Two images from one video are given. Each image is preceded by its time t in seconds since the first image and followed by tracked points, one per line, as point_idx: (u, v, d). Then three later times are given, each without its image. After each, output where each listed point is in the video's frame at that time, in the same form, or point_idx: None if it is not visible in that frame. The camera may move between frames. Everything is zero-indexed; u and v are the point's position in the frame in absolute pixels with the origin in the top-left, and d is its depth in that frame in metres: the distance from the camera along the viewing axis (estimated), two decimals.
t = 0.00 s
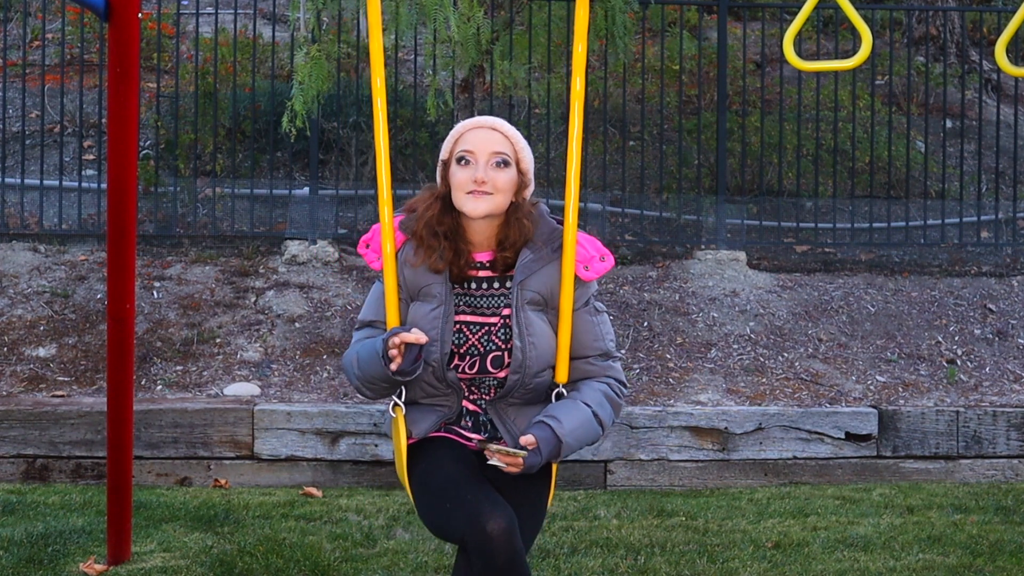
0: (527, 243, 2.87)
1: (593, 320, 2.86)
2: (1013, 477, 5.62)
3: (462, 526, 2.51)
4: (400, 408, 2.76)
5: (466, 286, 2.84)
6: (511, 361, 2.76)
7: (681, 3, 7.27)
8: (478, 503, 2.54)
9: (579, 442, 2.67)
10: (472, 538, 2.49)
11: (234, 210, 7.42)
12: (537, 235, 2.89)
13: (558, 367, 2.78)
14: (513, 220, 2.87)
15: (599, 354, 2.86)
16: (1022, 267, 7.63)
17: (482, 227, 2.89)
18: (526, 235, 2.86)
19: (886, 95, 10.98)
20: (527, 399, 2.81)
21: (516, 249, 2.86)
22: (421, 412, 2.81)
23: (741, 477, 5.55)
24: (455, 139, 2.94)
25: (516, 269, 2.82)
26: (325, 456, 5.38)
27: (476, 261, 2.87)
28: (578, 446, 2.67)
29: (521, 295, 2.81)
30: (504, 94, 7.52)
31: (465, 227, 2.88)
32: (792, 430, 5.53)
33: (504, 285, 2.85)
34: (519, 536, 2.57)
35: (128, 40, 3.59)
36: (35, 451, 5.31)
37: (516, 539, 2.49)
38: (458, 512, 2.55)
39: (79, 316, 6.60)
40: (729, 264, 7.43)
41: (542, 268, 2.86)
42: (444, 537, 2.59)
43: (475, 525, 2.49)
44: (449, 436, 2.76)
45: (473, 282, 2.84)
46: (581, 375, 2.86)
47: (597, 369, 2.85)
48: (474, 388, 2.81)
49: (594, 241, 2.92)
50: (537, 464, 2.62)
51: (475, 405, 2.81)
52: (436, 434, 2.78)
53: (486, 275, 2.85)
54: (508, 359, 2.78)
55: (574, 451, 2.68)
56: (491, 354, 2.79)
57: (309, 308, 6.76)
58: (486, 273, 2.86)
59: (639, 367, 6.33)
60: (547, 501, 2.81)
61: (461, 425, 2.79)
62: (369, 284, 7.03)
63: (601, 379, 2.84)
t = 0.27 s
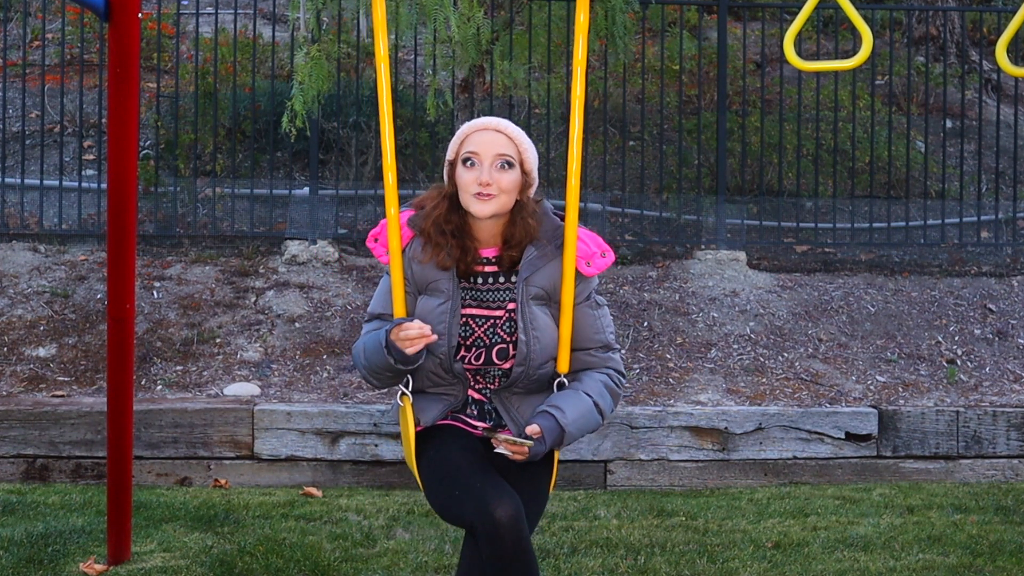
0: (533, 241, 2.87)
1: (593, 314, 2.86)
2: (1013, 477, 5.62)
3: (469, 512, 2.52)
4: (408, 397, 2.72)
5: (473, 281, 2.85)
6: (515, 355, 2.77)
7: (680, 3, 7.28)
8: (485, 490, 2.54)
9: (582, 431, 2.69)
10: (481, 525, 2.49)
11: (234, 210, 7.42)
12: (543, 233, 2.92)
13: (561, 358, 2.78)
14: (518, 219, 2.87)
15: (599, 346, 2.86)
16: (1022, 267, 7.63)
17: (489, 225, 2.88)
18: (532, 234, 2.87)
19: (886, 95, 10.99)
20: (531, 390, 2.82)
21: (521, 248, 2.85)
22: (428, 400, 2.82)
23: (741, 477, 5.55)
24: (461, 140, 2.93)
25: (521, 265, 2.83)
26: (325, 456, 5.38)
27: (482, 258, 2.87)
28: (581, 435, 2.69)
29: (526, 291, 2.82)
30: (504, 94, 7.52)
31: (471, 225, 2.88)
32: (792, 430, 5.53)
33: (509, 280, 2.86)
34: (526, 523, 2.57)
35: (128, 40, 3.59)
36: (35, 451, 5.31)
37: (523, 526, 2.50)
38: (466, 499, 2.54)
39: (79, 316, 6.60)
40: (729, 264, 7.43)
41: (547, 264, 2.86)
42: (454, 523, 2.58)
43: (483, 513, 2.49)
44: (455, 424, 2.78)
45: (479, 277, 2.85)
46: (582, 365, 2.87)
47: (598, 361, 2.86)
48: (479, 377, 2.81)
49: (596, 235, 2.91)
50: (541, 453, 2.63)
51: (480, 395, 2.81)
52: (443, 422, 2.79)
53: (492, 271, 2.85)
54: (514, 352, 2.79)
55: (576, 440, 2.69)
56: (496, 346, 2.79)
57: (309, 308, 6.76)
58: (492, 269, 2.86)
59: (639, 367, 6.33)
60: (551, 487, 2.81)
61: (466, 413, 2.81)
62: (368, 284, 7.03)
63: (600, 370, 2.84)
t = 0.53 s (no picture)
0: (537, 240, 2.87)
1: (594, 314, 2.87)
2: (1013, 477, 5.62)
3: (474, 514, 2.53)
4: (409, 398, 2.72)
5: (473, 280, 2.86)
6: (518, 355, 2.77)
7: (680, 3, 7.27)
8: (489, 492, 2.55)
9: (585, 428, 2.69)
10: (486, 526, 2.50)
11: (234, 210, 7.43)
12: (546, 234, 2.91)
13: (562, 357, 2.78)
14: (521, 220, 2.86)
15: (600, 346, 2.86)
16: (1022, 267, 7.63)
17: (491, 227, 2.88)
18: (536, 234, 2.86)
19: (886, 95, 10.99)
20: (532, 389, 2.82)
21: (525, 248, 2.85)
22: (431, 403, 2.83)
23: (741, 477, 5.55)
24: (461, 139, 2.91)
25: (525, 265, 2.83)
26: (325, 456, 5.38)
27: (482, 256, 2.87)
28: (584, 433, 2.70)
29: (529, 291, 2.82)
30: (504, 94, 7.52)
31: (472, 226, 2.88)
32: (792, 430, 5.53)
33: (511, 278, 2.86)
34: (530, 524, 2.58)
35: (128, 39, 3.59)
36: (35, 451, 5.31)
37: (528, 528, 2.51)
38: (471, 501, 2.55)
39: (79, 316, 6.60)
40: (729, 264, 7.42)
41: (551, 264, 2.87)
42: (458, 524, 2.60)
43: (487, 515, 2.51)
44: (457, 424, 2.79)
45: (480, 276, 2.86)
46: (583, 365, 2.86)
47: (599, 361, 2.85)
48: (480, 376, 2.82)
49: (597, 236, 2.90)
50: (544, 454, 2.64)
51: (481, 394, 2.83)
52: (445, 421, 2.80)
53: (493, 270, 2.86)
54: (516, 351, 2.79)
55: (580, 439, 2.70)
56: (498, 345, 2.80)
57: (309, 308, 6.76)
58: (493, 267, 2.87)
59: (639, 367, 6.33)
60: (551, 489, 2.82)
61: (468, 413, 2.82)
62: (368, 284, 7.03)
63: (601, 370, 2.84)
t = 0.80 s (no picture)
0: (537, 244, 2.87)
1: (597, 321, 2.89)
2: (1013, 477, 5.62)
3: (468, 526, 2.52)
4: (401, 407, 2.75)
5: (469, 286, 2.85)
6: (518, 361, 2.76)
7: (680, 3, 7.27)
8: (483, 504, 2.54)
9: (584, 440, 2.68)
10: (479, 539, 2.49)
11: (234, 210, 7.43)
12: (546, 236, 2.92)
13: (562, 366, 2.79)
14: (520, 222, 2.86)
15: (602, 354, 2.87)
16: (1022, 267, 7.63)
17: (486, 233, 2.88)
18: (537, 237, 2.87)
19: (886, 95, 10.99)
20: (531, 398, 2.81)
21: (525, 251, 2.86)
22: (425, 413, 2.81)
23: (741, 477, 5.55)
24: (454, 143, 2.92)
25: (526, 269, 2.83)
26: (325, 456, 5.38)
27: (477, 261, 2.87)
28: (584, 445, 2.68)
29: (530, 296, 2.82)
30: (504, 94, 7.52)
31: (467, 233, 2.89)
32: (792, 430, 5.53)
33: (510, 285, 2.85)
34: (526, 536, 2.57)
35: (128, 40, 3.59)
36: (35, 451, 5.31)
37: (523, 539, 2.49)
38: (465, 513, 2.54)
39: (79, 316, 6.60)
40: (729, 264, 7.42)
41: (551, 268, 2.87)
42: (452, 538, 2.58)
43: (481, 526, 2.50)
44: (453, 435, 2.76)
45: (477, 282, 2.85)
46: (584, 373, 2.87)
47: (600, 369, 2.87)
48: (478, 387, 2.81)
49: (600, 239, 2.90)
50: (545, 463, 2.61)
51: (479, 404, 2.81)
52: (439, 433, 2.78)
53: (490, 275, 2.85)
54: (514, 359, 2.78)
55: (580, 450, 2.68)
56: (496, 353, 2.79)
57: (309, 308, 6.76)
58: (490, 272, 2.86)
59: (639, 367, 6.33)
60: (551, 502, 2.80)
61: (464, 423, 2.80)
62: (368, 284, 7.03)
63: (603, 379, 2.86)
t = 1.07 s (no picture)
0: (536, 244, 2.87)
1: (597, 325, 2.88)
2: (1013, 477, 5.62)
3: (457, 543, 2.49)
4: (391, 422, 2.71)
5: (462, 291, 2.85)
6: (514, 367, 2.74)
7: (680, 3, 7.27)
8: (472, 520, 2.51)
9: (584, 451, 2.64)
10: (469, 556, 2.46)
11: (234, 210, 7.43)
12: (545, 235, 2.93)
13: (562, 377, 2.75)
14: (517, 222, 2.87)
15: (603, 361, 2.85)
16: (1022, 266, 7.63)
17: (479, 235, 2.89)
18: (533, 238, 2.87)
19: (886, 95, 10.99)
20: (528, 409, 2.79)
21: (524, 253, 2.86)
22: (414, 431, 2.79)
23: (741, 477, 5.55)
24: (445, 139, 2.92)
25: (526, 268, 2.83)
26: (325, 456, 5.38)
27: (471, 265, 2.88)
28: (585, 455, 2.64)
29: (529, 297, 2.81)
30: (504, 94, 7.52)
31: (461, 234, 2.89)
32: (792, 430, 5.53)
33: (506, 289, 2.85)
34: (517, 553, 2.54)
35: (128, 41, 3.59)
36: (35, 451, 5.31)
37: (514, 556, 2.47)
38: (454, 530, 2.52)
39: (79, 316, 6.60)
40: (729, 264, 7.42)
41: (550, 268, 2.86)
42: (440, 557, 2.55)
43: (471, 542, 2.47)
44: (445, 450, 2.75)
45: (470, 286, 2.85)
46: (586, 382, 2.84)
47: (601, 377, 2.84)
48: (471, 400, 2.81)
49: (601, 242, 2.90)
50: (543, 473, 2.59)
51: (473, 418, 2.80)
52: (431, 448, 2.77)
53: (484, 280, 2.86)
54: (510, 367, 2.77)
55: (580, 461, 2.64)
56: (492, 361, 2.78)
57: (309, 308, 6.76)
58: (485, 276, 2.87)
59: (639, 367, 6.33)
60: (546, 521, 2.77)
61: (457, 439, 2.79)
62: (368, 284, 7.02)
63: (604, 387, 2.83)
